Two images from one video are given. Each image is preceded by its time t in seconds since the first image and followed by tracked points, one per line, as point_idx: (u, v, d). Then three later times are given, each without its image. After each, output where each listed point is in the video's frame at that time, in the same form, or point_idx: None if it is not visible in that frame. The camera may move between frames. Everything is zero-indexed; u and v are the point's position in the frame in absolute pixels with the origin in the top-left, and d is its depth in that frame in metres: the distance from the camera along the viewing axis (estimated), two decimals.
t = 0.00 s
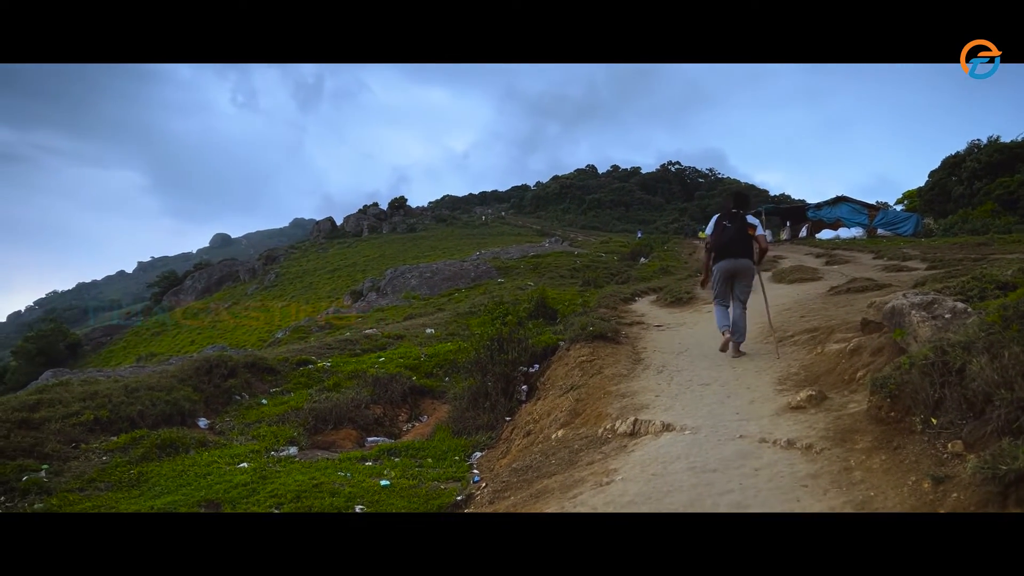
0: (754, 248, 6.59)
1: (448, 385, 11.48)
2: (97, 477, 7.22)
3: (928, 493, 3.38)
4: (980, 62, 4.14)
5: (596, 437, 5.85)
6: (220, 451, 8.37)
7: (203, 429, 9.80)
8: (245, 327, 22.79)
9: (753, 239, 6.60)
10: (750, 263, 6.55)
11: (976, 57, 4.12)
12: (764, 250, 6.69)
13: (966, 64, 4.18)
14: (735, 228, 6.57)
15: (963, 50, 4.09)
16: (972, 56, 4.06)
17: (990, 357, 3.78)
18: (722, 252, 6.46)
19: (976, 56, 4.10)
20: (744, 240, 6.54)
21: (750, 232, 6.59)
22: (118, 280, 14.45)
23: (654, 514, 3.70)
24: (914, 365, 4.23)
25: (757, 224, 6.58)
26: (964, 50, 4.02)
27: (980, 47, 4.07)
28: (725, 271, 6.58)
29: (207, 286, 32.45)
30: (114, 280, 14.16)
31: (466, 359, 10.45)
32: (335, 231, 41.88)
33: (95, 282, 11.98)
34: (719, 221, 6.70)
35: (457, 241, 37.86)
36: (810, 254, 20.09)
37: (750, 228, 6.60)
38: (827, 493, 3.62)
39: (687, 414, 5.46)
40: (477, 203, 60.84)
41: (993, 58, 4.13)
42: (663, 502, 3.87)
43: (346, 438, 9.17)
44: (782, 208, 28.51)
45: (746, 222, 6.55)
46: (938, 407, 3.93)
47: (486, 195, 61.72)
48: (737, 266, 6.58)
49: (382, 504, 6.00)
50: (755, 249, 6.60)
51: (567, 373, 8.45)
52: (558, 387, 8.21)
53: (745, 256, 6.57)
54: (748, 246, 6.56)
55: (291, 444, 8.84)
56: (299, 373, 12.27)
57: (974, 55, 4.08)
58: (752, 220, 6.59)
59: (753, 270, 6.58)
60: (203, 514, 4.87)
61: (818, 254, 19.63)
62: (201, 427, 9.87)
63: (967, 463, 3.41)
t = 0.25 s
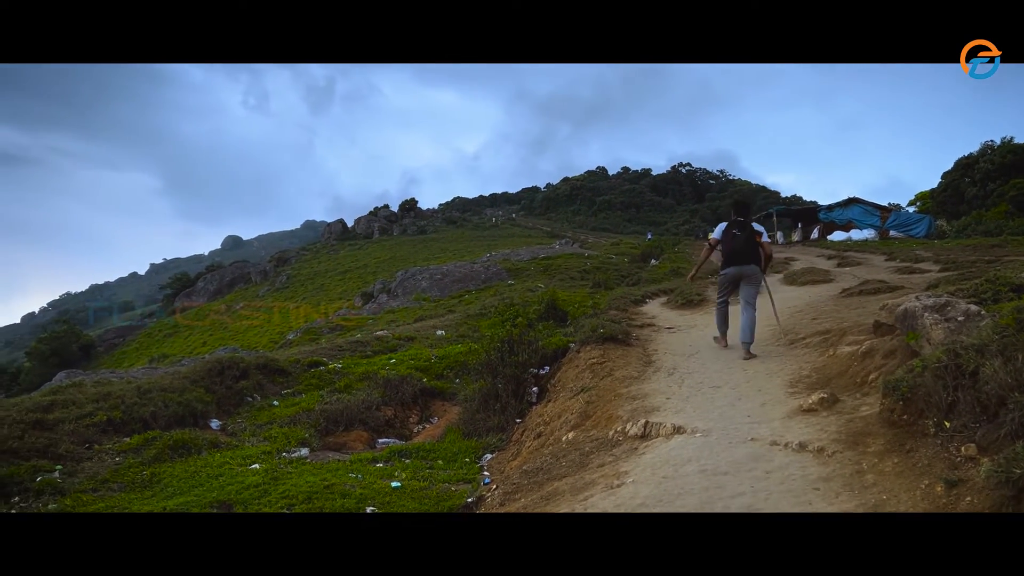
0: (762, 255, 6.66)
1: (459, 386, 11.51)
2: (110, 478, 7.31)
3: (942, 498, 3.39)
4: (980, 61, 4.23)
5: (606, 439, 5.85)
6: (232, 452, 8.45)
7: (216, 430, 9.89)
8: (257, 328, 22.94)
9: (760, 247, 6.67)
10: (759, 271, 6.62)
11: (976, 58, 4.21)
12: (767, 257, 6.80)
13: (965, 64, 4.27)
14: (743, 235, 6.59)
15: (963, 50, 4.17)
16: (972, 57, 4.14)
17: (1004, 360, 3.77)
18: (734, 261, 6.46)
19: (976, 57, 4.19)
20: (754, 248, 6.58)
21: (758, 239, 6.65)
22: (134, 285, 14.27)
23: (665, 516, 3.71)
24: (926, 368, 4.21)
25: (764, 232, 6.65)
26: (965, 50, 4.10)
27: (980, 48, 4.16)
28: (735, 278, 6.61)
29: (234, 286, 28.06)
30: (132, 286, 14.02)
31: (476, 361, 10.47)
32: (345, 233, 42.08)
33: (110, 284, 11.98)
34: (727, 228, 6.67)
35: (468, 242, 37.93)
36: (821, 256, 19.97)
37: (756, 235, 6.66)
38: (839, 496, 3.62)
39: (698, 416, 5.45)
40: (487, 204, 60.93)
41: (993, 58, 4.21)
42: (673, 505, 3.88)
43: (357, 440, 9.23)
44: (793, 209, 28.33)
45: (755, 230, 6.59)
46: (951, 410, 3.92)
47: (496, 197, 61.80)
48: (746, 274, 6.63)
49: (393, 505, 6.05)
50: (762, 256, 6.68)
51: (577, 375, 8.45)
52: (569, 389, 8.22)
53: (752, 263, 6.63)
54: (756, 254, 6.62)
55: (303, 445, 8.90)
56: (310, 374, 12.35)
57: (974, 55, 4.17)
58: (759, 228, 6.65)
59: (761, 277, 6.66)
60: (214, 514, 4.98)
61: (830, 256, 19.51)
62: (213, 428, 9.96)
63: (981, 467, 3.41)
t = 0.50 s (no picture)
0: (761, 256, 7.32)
1: (468, 388, 11.54)
2: (122, 478, 7.39)
3: (955, 500, 3.42)
4: (979, 62, 4.97)
5: (617, 440, 5.86)
6: (243, 452, 8.53)
7: (226, 431, 9.99)
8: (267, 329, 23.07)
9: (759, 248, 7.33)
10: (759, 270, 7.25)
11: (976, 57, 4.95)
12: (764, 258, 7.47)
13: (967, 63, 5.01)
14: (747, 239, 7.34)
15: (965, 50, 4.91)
16: (973, 56, 4.89)
17: (1018, 362, 3.77)
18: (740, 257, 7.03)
19: (978, 56, 4.93)
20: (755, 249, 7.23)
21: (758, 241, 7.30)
22: (145, 284, 14.34)
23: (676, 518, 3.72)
24: (939, 370, 4.18)
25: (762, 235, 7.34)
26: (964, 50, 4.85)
27: (981, 48, 4.90)
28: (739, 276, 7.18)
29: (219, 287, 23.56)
30: (143, 285, 14.15)
31: (486, 362, 10.51)
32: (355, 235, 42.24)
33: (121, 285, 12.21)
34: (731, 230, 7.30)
35: (477, 244, 37.99)
36: (832, 257, 19.87)
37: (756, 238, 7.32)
38: (850, 499, 3.61)
39: (708, 418, 5.45)
40: (496, 206, 61.00)
41: (991, 59, 4.92)
42: (684, 507, 3.88)
43: (367, 441, 9.29)
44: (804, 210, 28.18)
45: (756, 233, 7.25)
46: (964, 412, 3.91)
47: (504, 198, 61.86)
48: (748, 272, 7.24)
49: (403, 505, 6.08)
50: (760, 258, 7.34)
51: (587, 376, 8.47)
52: (578, 390, 8.23)
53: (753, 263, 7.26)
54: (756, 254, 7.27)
55: (313, 445, 8.96)
56: (320, 375, 12.42)
57: (975, 54, 4.92)
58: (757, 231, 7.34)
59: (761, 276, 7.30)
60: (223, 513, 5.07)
61: (841, 257, 19.40)
62: (223, 429, 10.05)
63: (994, 470, 3.44)
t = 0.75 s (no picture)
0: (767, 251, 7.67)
1: (479, 389, 11.56)
2: (136, 478, 7.48)
3: (970, 502, 3.42)
4: (980, 61, 4.73)
5: (628, 442, 5.85)
6: (256, 453, 8.61)
7: (239, 431, 10.10)
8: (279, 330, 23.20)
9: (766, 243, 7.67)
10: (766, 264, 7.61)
11: (976, 58, 4.73)
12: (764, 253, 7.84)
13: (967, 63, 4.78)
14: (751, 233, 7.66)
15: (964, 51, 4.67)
16: (971, 55, 4.64)
17: None
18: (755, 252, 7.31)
19: (976, 56, 4.70)
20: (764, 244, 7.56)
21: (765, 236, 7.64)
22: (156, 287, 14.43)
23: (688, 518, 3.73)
24: (953, 371, 4.16)
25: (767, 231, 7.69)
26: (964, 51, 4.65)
27: (979, 49, 4.66)
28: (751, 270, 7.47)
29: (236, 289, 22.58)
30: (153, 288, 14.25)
31: (496, 364, 10.54)
32: (365, 236, 42.41)
33: (132, 287, 12.50)
34: (742, 225, 7.55)
35: (487, 245, 38.04)
36: (845, 258, 19.73)
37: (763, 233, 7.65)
38: (864, 501, 3.61)
39: (721, 420, 5.43)
40: (506, 207, 61.04)
41: (992, 58, 4.71)
42: (696, 509, 3.90)
43: (379, 442, 9.34)
44: (816, 210, 27.98)
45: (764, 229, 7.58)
46: (979, 413, 3.90)
47: (515, 199, 61.90)
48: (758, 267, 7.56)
49: (415, 506, 6.12)
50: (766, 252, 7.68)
51: (599, 378, 8.47)
52: (590, 391, 8.23)
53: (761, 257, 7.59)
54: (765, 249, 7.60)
55: (325, 446, 9.02)
56: (332, 377, 12.49)
57: (974, 55, 4.69)
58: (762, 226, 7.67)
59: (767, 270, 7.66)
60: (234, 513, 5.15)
61: (853, 258, 19.26)
62: (236, 429, 10.16)
63: (1010, 472, 3.43)
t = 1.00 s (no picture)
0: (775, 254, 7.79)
1: (489, 390, 11.58)
2: (149, 478, 7.57)
3: (984, 504, 3.43)
4: (980, 61, 5.16)
5: (639, 443, 5.86)
6: (266, 453, 8.67)
7: (250, 432, 10.18)
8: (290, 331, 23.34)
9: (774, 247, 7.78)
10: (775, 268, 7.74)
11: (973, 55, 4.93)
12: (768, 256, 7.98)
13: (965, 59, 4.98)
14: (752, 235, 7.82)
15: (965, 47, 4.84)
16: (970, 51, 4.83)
17: None
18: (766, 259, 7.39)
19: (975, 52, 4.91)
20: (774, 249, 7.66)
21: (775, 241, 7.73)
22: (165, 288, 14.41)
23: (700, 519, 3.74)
24: (967, 373, 4.15)
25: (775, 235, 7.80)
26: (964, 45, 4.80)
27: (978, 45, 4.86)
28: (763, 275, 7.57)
29: (249, 288, 20.83)
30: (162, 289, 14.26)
31: (506, 365, 10.57)
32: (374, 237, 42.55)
33: (143, 288, 12.67)
34: (753, 231, 7.61)
35: (496, 246, 38.07)
36: (856, 259, 19.62)
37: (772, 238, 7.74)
38: (877, 503, 3.62)
39: (732, 421, 5.43)
40: (515, 208, 61.09)
41: (992, 58, 5.14)
42: (708, 510, 3.91)
43: (389, 443, 9.40)
44: (827, 210, 27.82)
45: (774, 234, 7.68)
46: (993, 415, 3.88)
47: (523, 200, 61.95)
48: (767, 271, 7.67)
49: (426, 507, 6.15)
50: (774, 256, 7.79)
51: (609, 379, 8.48)
52: (600, 392, 8.24)
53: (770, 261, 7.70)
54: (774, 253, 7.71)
55: (335, 447, 9.07)
56: (342, 378, 12.55)
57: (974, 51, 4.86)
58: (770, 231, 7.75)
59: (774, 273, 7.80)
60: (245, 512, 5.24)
61: (864, 259, 19.13)
62: (247, 430, 10.24)
63: None
